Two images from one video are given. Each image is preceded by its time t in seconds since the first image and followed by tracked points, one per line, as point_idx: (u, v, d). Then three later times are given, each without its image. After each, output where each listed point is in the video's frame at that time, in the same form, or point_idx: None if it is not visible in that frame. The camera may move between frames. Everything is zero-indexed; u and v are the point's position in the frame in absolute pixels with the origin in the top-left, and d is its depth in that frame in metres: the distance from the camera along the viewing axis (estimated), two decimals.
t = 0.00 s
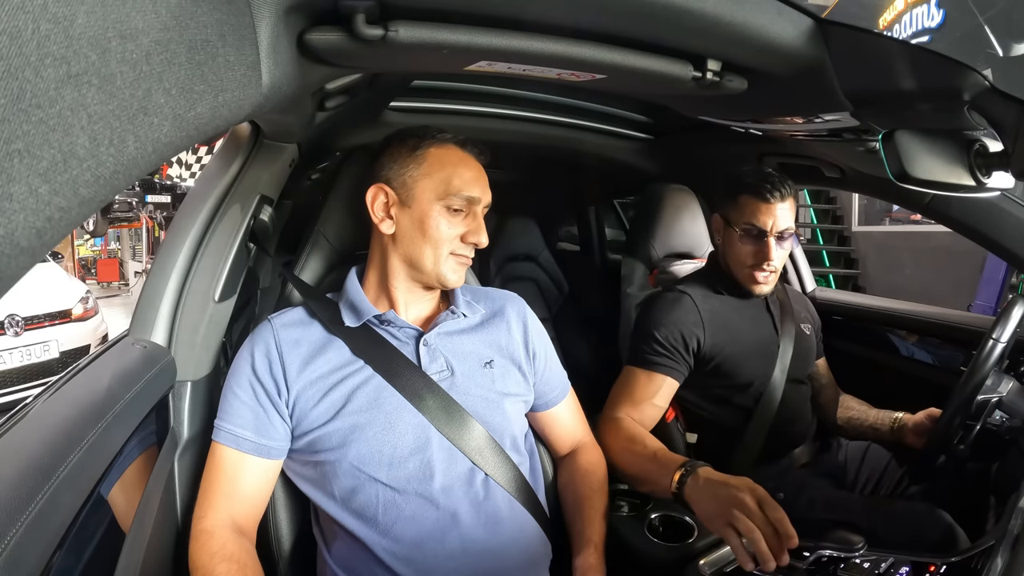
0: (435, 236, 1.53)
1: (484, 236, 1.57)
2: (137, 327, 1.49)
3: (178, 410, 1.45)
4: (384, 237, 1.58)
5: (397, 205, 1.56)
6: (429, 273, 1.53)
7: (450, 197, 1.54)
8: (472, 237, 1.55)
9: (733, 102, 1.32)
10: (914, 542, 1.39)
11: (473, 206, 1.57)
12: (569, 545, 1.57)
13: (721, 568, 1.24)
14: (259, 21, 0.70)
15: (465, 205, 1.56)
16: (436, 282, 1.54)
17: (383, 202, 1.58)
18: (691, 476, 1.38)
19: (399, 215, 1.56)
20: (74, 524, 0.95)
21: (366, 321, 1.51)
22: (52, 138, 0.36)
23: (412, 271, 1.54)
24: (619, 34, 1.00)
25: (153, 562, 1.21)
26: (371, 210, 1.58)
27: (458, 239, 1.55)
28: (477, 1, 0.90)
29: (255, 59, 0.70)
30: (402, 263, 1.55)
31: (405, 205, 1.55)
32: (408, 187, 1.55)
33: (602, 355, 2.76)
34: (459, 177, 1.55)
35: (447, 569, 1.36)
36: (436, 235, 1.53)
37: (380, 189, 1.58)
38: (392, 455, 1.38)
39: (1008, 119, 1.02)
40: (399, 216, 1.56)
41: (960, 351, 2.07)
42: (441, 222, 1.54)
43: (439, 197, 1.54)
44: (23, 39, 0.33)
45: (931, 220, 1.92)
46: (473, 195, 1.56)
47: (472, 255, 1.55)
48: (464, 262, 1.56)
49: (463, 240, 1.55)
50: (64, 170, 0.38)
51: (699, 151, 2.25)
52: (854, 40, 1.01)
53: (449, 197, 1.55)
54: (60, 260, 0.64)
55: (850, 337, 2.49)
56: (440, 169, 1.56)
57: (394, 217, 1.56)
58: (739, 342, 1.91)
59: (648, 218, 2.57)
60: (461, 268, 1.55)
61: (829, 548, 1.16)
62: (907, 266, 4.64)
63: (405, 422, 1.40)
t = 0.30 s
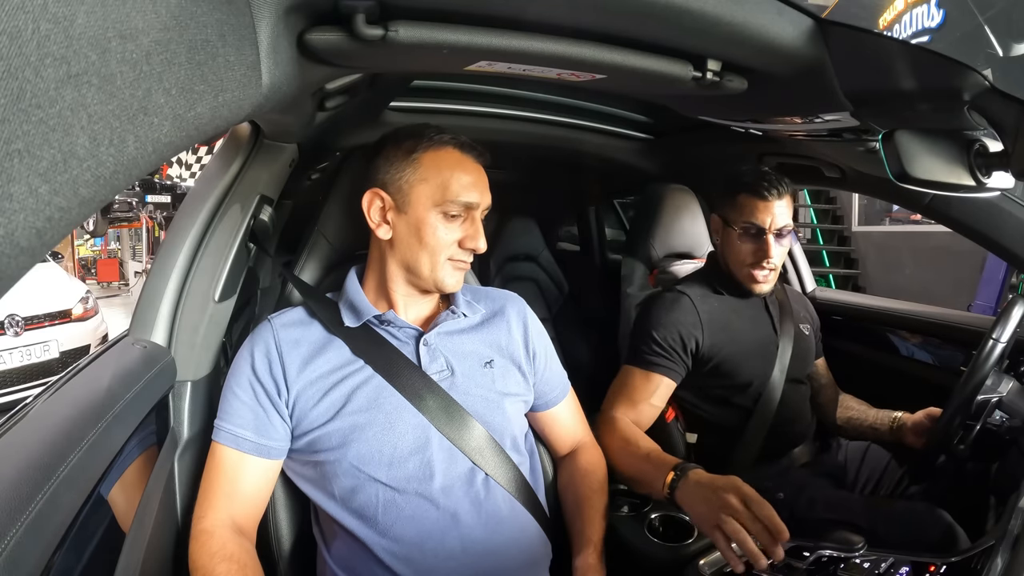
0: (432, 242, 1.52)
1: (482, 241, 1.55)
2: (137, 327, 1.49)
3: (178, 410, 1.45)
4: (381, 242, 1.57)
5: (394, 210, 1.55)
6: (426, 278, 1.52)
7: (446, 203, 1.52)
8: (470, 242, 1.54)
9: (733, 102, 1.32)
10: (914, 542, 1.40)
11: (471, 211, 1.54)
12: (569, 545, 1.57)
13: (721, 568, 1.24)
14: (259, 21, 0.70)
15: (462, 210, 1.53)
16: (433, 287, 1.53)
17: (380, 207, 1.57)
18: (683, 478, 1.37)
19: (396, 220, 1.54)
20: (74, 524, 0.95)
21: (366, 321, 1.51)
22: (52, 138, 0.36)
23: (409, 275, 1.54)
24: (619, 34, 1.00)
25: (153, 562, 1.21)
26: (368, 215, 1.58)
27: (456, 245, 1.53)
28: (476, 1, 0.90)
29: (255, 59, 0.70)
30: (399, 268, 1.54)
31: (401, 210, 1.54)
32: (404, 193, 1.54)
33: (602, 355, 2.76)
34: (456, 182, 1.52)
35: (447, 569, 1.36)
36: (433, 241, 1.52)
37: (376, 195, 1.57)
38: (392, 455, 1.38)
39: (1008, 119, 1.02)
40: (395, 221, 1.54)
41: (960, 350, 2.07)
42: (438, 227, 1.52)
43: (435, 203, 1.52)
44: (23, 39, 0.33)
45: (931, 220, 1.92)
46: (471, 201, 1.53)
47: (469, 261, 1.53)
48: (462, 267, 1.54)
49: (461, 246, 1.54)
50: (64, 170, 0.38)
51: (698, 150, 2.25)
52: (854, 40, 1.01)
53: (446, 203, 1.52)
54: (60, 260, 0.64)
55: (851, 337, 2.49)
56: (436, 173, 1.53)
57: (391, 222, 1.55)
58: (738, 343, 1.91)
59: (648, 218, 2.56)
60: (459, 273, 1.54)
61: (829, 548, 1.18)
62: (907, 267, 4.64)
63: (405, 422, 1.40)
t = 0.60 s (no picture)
0: (430, 246, 1.51)
1: (481, 244, 1.54)
2: (137, 327, 1.49)
3: (178, 410, 1.45)
4: (380, 245, 1.57)
5: (392, 214, 1.55)
6: (425, 282, 1.52)
7: (444, 208, 1.51)
8: (469, 246, 1.53)
9: (733, 102, 1.32)
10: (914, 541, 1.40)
11: (470, 214, 1.54)
12: (569, 544, 1.57)
13: (721, 568, 1.24)
14: (259, 21, 0.70)
15: (460, 214, 1.53)
16: (433, 290, 1.54)
17: (378, 210, 1.57)
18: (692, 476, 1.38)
19: (394, 224, 1.54)
20: (74, 524, 0.95)
21: (366, 321, 1.51)
22: (52, 138, 0.36)
23: (408, 279, 1.54)
24: (619, 34, 1.00)
25: (153, 562, 1.21)
26: (366, 218, 1.58)
27: (454, 248, 1.53)
28: (476, 1, 0.90)
29: (255, 59, 0.70)
30: (398, 271, 1.54)
31: (399, 214, 1.54)
32: (401, 197, 1.53)
33: (602, 355, 2.76)
34: (454, 186, 1.52)
35: (447, 569, 1.36)
36: (432, 245, 1.51)
37: (373, 198, 1.57)
38: (392, 455, 1.38)
39: (1008, 119, 1.02)
40: (394, 225, 1.54)
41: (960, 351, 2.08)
42: (436, 231, 1.52)
43: (433, 207, 1.52)
44: (23, 39, 0.33)
45: (931, 220, 1.92)
46: (469, 204, 1.52)
47: (468, 265, 1.53)
48: (461, 270, 1.54)
49: (459, 249, 1.53)
50: (64, 170, 0.38)
51: (699, 150, 2.25)
52: (854, 40, 1.01)
53: (444, 207, 1.52)
54: (61, 260, 0.64)
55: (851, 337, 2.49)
56: (434, 177, 1.53)
57: (389, 226, 1.55)
58: (739, 344, 1.91)
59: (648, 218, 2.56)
60: (457, 276, 1.54)
61: (829, 548, 1.20)
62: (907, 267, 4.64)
63: (405, 423, 1.40)
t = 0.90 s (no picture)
0: (430, 247, 1.51)
1: (480, 245, 1.54)
2: (137, 327, 1.49)
3: (178, 410, 1.45)
4: (379, 245, 1.57)
5: (391, 214, 1.55)
6: (425, 283, 1.52)
7: (444, 208, 1.51)
8: (469, 246, 1.53)
9: (733, 102, 1.32)
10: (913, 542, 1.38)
11: (469, 215, 1.54)
12: (569, 544, 1.57)
13: (721, 568, 1.24)
14: (259, 21, 0.70)
15: (460, 214, 1.53)
16: (432, 291, 1.54)
17: (377, 211, 1.56)
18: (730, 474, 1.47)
19: (393, 224, 1.54)
20: (74, 525, 0.95)
21: (366, 321, 1.51)
22: (52, 138, 0.36)
23: (408, 280, 1.54)
24: (619, 34, 1.00)
25: (153, 562, 1.21)
26: (365, 219, 1.58)
27: (454, 249, 1.53)
28: (476, 1, 0.90)
29: (255, 59, 0.70)
30: (398, 272, 1.54)
31: (399, 215, 1.53)
32: (401, 197, 1.53)
33: (602, 355, 2.76)
34: (453, 187, 1.51)
35: (447, 569, 1.36)
36: (431, 246, 1.51)
37: (373, 199, 1.57)
38: (392, 455, 1.38)
39: (1009, 119, 1.01)
40: (393, 225, 1.54)
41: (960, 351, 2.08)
42: (436, 232, 1.52)
43: (432, 208, 1.51)
44: (23, 39, 0.33)
45: (931, 220, 1.92)
46: (469, 205, 1.52)
47: (468, 265, 1.53)
48: (461, 271, 1.54)
49: (459, 250, 1.53)
50: (65, 170, 0.38)
51: (699, 150, 2.25)
52: (854, 39, 1.01)
53: (444, 208, 1.51)
54: (60, 260, 0.64)
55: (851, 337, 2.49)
56: (433, 177, 1.52)
57: (388, 227, 1.55)
58: (737, 344, 1.91)
59: (648, 218, 2.56)
60: (457, 277, 1.54)
61: (829, 548, 1.19)
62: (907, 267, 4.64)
63: (405, 423, 1.40)
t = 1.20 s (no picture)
0: (430, 247, 1.51)
1: (480, 245, 1.54)
2: (137, 327, 1.49)
3: (178, 410, 1.45)
4: (379, 245, 1.57)
5: (391, 214, 1.55)
6: (425, 282, 1.52)
7: (444, 208, 1.51)
8: (469, 246, 1.53)
9: (733, 102, 1.32)
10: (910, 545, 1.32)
11: (469, 215, 1.54)
12: (569, 545, 1.57)
13: (721, 568, 1.23)
14: (259, 21, 0.70)
15: (460, 214, 1.53)
16: (432, 291, 1.53)
17: (377, 210, 1.56)
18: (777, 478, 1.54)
19: (393, 224, 1.54)
20: (74, 525, 0.95)
21: (365, 321, 1.51)
22: (52, 138, 0.36)
23: (408, 279, 1.54)
24: (619, 34, 1.00)
25: (153, 562, 1.21)
26: (366, 218, 1.58)
27: (454, 248, 1.53)
28: (475, 1, 0.90)
29: (255, 59, 0.70)
30: (398, 271, 1.54)
31: (398, 214, 1.53)
32: (401, 197, 1.53)
33: (602, 355, 2.76)
34: (454, 187, 1.51)
35: (447, 569, 1.36)
36: (431, 245, 1.51)
37: (373, 198, 1.57)
38: (392, 455, 1.38)
39: (1008, 119, 1.01)
40: (393, 225, 1.54)
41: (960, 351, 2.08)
42: (436, 232, 1.52)
43: (432, 208, 1.51)
44: (23, 39, 0.33)
45: (931, 220, 1.92)
46: (469, 204, 1.52)
47: (468, 265, 1.53)
48: (461, 270, 1.54)
49: (459, 249, 1.53)
50: (64, 170, 0.38)
51: (699, 150, 2.25)
52: (854, 39, 1.01)
53: (444, 207, 1.51)
54: (60, 260, 0.64)
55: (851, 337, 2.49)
56: (433, 177, 1.52)
57: (388, 226, 1.55)
58: (738, 344, 1.91)
59: (648, 218, 2.56)
60: (457, 276, 1.54)
61: (829, 548, 1.21)
62: (907, 267, 4.64)
63: (405, 423, 1.40)
